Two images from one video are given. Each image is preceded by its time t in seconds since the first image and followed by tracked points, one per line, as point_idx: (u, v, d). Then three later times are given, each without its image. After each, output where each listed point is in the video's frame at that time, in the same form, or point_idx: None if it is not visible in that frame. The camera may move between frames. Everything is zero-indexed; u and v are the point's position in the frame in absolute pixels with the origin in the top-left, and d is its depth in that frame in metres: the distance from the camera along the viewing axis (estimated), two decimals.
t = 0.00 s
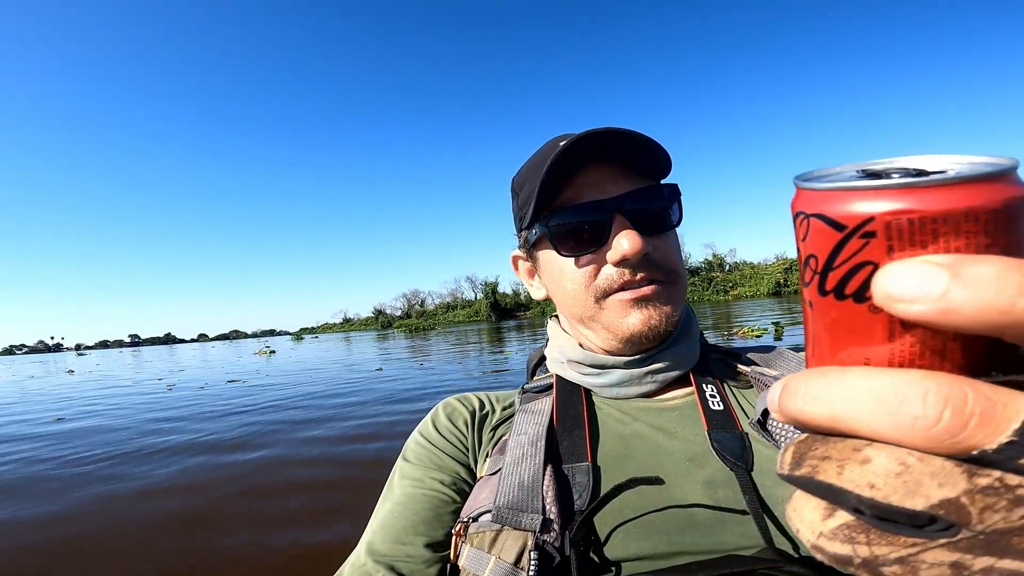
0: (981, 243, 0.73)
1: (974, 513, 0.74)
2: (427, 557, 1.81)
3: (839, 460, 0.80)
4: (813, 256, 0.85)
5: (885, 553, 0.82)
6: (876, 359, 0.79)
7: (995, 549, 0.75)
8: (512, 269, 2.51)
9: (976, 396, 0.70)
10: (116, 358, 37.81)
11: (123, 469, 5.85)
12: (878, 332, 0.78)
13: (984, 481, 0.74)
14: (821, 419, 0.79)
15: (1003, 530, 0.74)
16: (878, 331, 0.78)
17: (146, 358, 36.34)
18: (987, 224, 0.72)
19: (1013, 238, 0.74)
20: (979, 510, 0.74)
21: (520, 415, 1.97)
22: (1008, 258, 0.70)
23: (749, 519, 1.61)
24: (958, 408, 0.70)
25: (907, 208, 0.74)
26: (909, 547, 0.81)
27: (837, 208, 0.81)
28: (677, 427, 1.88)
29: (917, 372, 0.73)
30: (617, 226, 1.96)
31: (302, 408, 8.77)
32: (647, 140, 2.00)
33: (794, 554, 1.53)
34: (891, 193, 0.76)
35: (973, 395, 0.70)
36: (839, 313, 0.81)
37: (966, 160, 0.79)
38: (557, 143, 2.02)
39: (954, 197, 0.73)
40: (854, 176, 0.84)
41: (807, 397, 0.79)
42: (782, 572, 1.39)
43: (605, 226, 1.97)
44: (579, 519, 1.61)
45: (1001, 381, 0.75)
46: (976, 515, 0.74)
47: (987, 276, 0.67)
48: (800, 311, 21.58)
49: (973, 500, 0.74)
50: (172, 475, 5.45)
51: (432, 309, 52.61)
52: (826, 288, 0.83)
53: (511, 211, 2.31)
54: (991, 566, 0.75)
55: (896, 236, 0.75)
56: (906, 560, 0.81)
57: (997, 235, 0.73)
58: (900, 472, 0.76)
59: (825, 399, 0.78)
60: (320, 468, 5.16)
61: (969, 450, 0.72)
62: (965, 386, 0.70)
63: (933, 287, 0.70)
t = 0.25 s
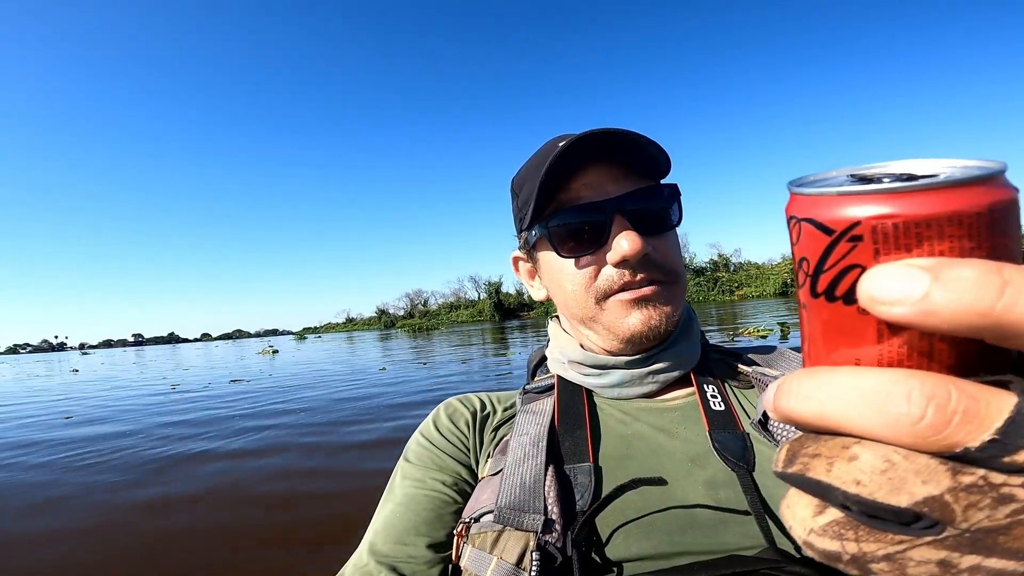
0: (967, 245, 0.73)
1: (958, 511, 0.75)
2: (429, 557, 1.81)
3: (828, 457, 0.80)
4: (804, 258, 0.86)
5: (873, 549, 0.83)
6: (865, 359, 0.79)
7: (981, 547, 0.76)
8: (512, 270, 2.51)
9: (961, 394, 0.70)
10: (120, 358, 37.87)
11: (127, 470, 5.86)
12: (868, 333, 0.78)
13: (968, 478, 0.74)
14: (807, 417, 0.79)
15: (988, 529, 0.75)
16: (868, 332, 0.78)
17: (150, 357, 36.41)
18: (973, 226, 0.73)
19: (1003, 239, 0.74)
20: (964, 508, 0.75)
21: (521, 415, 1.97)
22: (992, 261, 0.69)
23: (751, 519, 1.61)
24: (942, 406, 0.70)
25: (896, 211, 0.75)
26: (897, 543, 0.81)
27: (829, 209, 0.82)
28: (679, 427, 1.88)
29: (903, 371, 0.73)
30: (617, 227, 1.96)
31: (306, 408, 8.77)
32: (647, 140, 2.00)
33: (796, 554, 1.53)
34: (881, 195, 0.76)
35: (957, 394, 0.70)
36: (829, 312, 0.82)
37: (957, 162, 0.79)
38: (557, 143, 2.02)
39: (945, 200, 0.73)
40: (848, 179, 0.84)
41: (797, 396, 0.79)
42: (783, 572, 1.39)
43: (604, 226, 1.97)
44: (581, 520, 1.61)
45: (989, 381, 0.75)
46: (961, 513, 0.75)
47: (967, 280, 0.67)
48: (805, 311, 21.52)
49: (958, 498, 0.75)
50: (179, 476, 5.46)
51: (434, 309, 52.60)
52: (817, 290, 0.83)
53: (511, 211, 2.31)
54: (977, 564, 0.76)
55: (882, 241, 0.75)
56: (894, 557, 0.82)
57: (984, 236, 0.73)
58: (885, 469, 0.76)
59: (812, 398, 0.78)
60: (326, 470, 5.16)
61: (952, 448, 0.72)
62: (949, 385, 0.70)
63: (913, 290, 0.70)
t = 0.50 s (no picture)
0: (965, 247, 0.73)
1: (934, 488, 0.74)
2: (431, 558, 1.81)
3: (816, 432, 0.81)
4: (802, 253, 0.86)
5: (857, 523, 0.80)
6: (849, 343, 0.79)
7: (959, 529, 0.75)
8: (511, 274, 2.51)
9: (926, 371, 0.71)
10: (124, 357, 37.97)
11: (133, 467, 5.88)
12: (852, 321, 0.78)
13: (943, 456, 0.73)
14: (785, 399, 0.79)
15: (965, 511, 0.74)
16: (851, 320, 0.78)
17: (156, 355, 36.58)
18: (968, 228, 0.72)
19: (997, 240, 0.74)
20: (939, 484, 0.74)
21: (523, 416, 1.97)
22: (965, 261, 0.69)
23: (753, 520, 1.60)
24: (908, 381, 0.71)
25: (888, 213, 0.74)
26: (880, 519, 0.79)
27: (823, 212, 0.82)
28: (681, 428, 1.88)
29: (875, 352, 0.74)
30: (615, 231, 1.96)
31: (310, 407, 8.79)
32: (642, 142, 1.99)
33: (799, 555, 1.52)
34: (876, 198, 0.75)
35: (923, 371, 0.71)
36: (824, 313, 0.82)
37: (954, 161, 0.78)
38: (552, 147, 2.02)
39: (945, 202, 0.72)
40: (842, 180, 0.84)
41: (781, 373, 0.79)
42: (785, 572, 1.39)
43: (602, 230, 1.97)
44: (583, 520, 1.61)
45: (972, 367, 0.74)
46: (936, 490, 0.74)
47: (921, 274, 0.68)
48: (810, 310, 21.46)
49: (932, 473, 0.73)
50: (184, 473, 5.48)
51: (438, 309, 52.63)
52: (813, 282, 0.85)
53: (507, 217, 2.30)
54: (956, 546, 0.75)
55: (854, 239, 0.77)
56: (877, 533, 0.80)
57: (980, 237, 0.73)
58: (865, 441, 0.75)
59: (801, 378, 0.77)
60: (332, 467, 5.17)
61: (917, 423, 0.72)
62: (916, 363, 0.71)
63: (872, 284, 0.71)
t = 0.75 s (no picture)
0: (961, 252, 0.72)
1: (915, 479, 0.74)
2: (431, 559, 1.81)
3: (806, 426, 0.81)
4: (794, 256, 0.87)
5: (843, 513, 0.81)
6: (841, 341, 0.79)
7: (941, 521, 0.75)
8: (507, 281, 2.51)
9: (908, 365, 0.70)
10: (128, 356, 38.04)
11: (136, 466, 5.90)
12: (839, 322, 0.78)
13: (924, 448, 0.73)
14: (780, 396, 0.80)
15: (947, 503, 0.74)
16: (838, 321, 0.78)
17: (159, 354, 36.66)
18: (962, 232, 0.72)
19: (994, 244, 0.74)
20: (919, 477, 0.74)
21: (523, 418, 1.97)
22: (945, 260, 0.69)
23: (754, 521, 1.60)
24: (891, 375, 0.70)
25: (880, 219, 0.75)
26: (865, 510, 0.80)
27: (817, 217, 0.82)
28: (681, 430, 1.88)
29: (860, 349, 0.74)
30: (609, 235, 1.96)
31: (313, 406, 8.80)
32: (630, 145, 2.00)
33: (799, 556, 1.51)
34: (867, 204, 0.76)
35: (905, 364, 0.70)
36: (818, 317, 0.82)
37: (947, 164, 0.78)
38: (540, 153, 2.02)
39: (938, 206, 0.72)
40: (835, 185, 0.85)
41: (777, 371, 0.80)
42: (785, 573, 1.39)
43: (596, 234, 1.97)
44: (584, 521, 1.61)
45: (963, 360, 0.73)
46: (918, 482, 0.74)
47: (896, 275, 0.68)
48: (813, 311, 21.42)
49: (912, 465, 0.73)
50: (188, 471, 5.50)
51: (440, 309, 52.64)
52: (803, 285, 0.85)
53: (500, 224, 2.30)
54: (938, 539, 0.76)
55: (841, 242, 0.78)
56: (862, 523, 0.81)
57: (976, 242, 0.72)
58: (851, 433, 0.76)
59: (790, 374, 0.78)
60: (335, 467, 5.19)
61: (899, 417, 0.71)
62: (898, 357, 0.70)
63: (850, 285, 0.71)
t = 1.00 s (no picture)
0: (947, 256, 0.74)
1: (901, 479, 0.75)
2: (431, 559, 1.82)
3: (797, 427, 0.82)
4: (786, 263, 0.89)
5: (833, 512, 0.82)
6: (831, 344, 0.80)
7: (929, 521, 0.76)
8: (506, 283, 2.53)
9: (895, 366, 0.71)
10: (132, 355, 38.16)
11: (141, 463, 5.93)
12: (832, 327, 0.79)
13: (911, 448, 0.74)
14: (770, 396, 0.81)
15: (933, 502, 0.75)
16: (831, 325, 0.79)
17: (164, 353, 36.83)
18: (947, 237, 0.73)
19: (981, 247, 0.74)
20: (906, 477, 0.75)
21: (523, 418, 1.98)
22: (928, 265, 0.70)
23: (754, 522, 1.60)
24: (878, 377, 0.71)
25: (868, 223, 0.76)
26: (854, 508, 0.81)
27: (808, 222, 0.84)
28: (680, 430, 1.89)
29: (848, 351, 0.75)
30: (605, 236, 1.97)
31: (316, 405, 8.82)
32: (623, 145, 2.01)
33: (799, 557, 1.52)
34: (855, 208, 0.77)
35: (892, 366, 0.71)
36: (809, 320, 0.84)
37: (935, 168, 0.79)
38: (534, 155, 2.04)
39: (922, 211, 0.73)
40: (825, 190, 0.86)
41: (768, 370, 0.81)
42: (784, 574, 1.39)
43: (593, 236, 1.98)
44: (584, 522, 1.62)
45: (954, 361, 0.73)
46: (904, 481, 0.75)
47: (880, 278, 0.69)
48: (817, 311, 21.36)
49: (899, 465, 0.75)
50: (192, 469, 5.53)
51: (442, 309, 52.67)
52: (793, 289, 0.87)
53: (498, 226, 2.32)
54: (926, 538, 0.77)
55: (831, 246, 0.80)
56: (851, 522, 0.82)
57: (962, 245, 0.73)
58: (839, 433, 0.77)
59: (779, 375, 0.79)
60: (339, 465, 5.21)
61: (884, 418, 0.72)
62: (885, 359, 0.71)
63: (837, 288, 0.73)
